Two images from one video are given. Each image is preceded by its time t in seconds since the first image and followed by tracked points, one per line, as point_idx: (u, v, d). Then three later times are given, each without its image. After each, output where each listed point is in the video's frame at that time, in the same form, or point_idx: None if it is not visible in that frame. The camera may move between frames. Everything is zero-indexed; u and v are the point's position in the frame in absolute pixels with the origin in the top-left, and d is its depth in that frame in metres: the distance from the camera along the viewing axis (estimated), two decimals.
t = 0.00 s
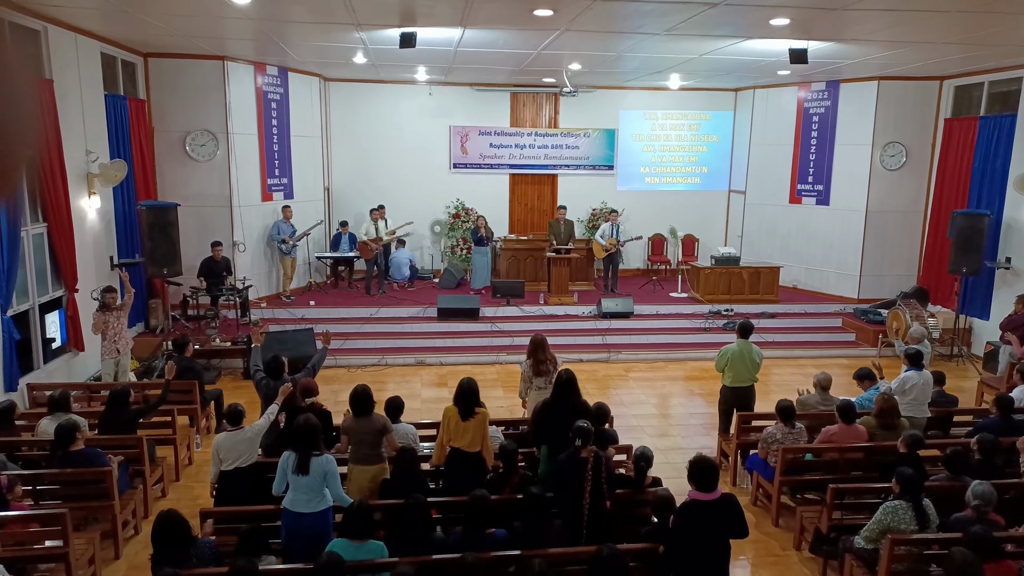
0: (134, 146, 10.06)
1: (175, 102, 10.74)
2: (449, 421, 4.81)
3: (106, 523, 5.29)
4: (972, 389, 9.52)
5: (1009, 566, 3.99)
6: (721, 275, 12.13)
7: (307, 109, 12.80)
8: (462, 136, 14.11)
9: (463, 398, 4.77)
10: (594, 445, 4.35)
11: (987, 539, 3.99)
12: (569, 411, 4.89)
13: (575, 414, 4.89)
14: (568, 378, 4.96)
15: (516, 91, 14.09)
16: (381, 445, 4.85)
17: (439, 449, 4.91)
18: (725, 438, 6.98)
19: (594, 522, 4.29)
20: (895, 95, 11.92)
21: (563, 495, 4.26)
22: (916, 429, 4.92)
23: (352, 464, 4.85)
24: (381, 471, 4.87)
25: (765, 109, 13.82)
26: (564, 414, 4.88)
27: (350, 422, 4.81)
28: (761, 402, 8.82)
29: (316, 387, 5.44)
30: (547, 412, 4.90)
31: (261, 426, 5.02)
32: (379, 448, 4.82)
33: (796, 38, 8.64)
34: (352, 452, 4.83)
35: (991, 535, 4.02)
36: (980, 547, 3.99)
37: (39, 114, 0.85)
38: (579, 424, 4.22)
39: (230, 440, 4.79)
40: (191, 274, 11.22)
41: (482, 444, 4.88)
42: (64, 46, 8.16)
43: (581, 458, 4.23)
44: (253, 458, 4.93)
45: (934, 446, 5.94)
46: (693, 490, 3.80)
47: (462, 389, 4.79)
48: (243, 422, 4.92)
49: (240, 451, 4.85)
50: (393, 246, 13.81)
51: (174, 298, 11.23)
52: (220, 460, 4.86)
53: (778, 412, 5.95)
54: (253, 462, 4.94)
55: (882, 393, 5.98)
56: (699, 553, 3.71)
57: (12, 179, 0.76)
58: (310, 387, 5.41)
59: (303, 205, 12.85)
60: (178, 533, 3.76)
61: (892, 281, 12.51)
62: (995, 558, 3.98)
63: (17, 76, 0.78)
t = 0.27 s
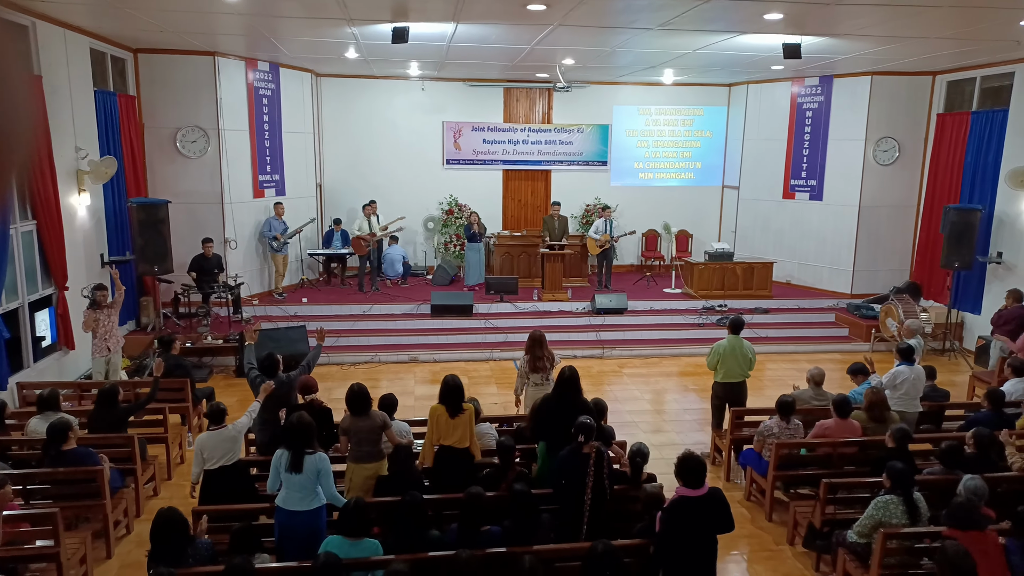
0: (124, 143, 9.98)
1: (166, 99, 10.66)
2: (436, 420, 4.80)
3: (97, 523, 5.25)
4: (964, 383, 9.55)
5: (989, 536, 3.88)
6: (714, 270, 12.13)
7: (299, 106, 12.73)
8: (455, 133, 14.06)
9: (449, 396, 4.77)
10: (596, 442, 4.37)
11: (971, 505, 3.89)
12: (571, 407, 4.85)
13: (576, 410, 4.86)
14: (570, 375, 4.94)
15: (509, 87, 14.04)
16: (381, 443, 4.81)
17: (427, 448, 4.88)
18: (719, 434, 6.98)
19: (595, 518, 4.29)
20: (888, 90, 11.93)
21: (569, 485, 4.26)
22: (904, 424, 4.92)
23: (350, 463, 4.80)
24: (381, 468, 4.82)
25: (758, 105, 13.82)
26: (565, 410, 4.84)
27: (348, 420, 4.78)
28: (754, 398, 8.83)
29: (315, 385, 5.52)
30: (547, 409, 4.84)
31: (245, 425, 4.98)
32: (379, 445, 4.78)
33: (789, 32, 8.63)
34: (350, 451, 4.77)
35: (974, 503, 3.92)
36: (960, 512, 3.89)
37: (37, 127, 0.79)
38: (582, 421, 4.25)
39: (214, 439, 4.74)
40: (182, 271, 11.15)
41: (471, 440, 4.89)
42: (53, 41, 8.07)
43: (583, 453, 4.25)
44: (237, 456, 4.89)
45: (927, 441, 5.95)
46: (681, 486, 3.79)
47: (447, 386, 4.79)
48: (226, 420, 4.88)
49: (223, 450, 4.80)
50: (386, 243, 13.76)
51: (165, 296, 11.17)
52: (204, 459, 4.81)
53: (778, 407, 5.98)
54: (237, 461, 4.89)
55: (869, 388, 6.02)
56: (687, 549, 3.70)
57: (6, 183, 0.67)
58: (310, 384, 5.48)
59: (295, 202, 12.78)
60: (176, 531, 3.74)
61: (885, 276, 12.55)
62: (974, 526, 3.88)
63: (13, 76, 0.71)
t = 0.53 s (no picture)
0: (116, 141, 9.92)
1: (158, 97, 10.60)
2: (427, 420, 4.78)
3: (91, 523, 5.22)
4: (956, 380, 9.61)
5: (988, 515, 3.94)
6: (708, 268, 12.15)
7: (292, 104, 12.68)
8: (449, 131, 14.03)
9: (439, 395, 4.76)
10: (597, 441, 4.38)
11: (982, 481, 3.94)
12: (570, 406, 4.84)
13: (572, 408, 4.84)
14: (568, 373, 4.92)
15: (503, 85, 14.03)
16: (377, 442, 4.83)
17: (419, 448, 4.90)
18: (713, 432, 6.99)
19: (597, 516, 4.29)
20: (881, 88, 11.97)
21: (571, 487, 4.24)
22: (892, 421, 4.93)
23: (346, 462, 4.82)
24: (377, 466, 4.84)
25: (751, 103, 13.84)
26: (563, 407, 4.82)
27: (344, 420, 4.76)
28: (748, 396, 8.85)
29: (313, 384, 5.34)
30: (543, 406, 4.81)
31: (231, 423, 4.95)
32: (375, 443, 4.80)
33: (783, 30, 8.64)
34: (348, 450, 4.79)
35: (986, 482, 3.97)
36: (968, 486, 3.94)
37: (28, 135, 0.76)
38: (584, 419, 4.26)
39: (201, 439, 4.71)
40: (175, 270, 11.10)
41: (462, 438, 4.89)
42: (43, 39, 8.01)
43: (587, 452, 4.25)
44: (225, 454, 4.87)
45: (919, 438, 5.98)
46: (667, 485, 3.79)
47: (434, 385, 4.79)
48: (213, 419, 4.84)
49: (211, 449, 4.78)
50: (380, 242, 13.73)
51: (158, 295, 11.11)
52: (191, 459, 4.78)
53: (776, 404, 5.93)
54: (225, 460, 4.87)
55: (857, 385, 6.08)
56: (677, 548, 3.70)
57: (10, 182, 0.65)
58: (307, 383, 5.31)
59: (289, 200, 12.75)
60: (177, 532, 3.71)
61: (878, 274, 12.59)
62: (975, 504, 3.94)
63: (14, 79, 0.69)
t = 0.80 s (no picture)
0: (117, 143, 9.93)
1: (159, 99, 10.61)
2: (426, 422, 4.78)
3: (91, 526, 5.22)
4: (956, 382, 9.61)
5: (992, 513, 3.93)
6: (708, 271, 12.15)
7: (293, 107, 12.70)
8: (449, 133, 14.05)
9: (438, 397, 4.78)
10: (603, 445, 4.42)
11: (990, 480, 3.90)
12: (564, 409, 4.80)
13: (565, 412, 4.81)
14: (560, 376, 4.85)
15: (504, 87, 14.04)
16: (375, 445, 4.84)
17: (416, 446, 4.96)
18: (713, 434, 6.99)
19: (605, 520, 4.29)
20: (880, 90, 11.98)
21: (577, 491, 4.24)
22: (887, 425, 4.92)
23: (343, 464, 4.82)
24: (375, 470, 4.85)
25: (751, 105, 13.86)
26: (556, 411, 4.79)
27: (344, 422, 4.77)
28: (749, 398, 8.84)
29: (314, 387, 5.39)
30: (537, 410, 4.83)
31: (232, 426, 4.96)
32: (373, 447, 4.81)
33: (782, 33, 8.66)
34: (345, 453, 4.79)
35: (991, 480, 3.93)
36: (974, 485, 3.91)
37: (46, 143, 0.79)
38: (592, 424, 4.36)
39: (200, 441, 4.72)
40: (175, 272, 11.11)
41: (462, 441, 4.87)
42: (44, 42, 8.02)
43: (592, 457, 4.28)
44: (225, 457, 4.87)
45: (919, 441, 5.97)
46: (661, 487, 3.77)
47: (434, 388, 4.81)
48: (213, 422, 4.85)
49: (211, 452, 4.78)
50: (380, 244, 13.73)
51: (159, 298, 11.11)
52: (192, 460, 4.79)
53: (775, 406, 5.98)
54: (225, 462, 4.86)
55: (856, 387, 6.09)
56: (671, 553, 3.65)
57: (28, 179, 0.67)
58: (308, 386, 5.37)
59: (289, 203, 12.75)
60: (184, 535, 3.71)
61: (878, 276, 12.59)
62: (980, 504, 3.91)
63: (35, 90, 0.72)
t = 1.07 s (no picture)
0: (115, 143, 9.92)
1: (157, 99, 10.60)
2: (429, 420, 4.80)
3: (89, 525, 5.21)
4: (954, 381, 9.63)
5: (986, 510, 3.94)
6: (706, 270, 12.16)
7: (291, 106, 12.69)
8: (447, 133, 14.05)
9: (442, 396, 4.76)
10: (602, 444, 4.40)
11: (982, 475, 3.92)
12: (554, 408, 4.82)
13: (557, 411, 4.83)
14: (550, 376, 4.89)
15: (502, 87, 14.05)
16: (366, 444, 4.84)
17: (417, 447, 4.92)
18: (711, 433, 7.00)
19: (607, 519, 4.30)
20: (878, 90, 12.00)
21: (578, 489, 4.26)
22: (882, 421, 4.95)
23: (334, 462, 4.80)
24: (365, 469, 4.83)
25: (749, 105, 13.87)
26: (547, 411, 4.81)
27: (338, 420, 4.77)
28: (747, 397, 8.85)
29: (309, 386, 5.46)
30: (528, 412, 4.82)
31: (236, 427, 5.00)
32: (364, 446, 4.81)
33: (780, 33, 8.67)
34: (336, 450, 4.79)
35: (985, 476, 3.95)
36: (967, 481, 3.92)
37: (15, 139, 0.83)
38: (589, 422, 4.30)
39: (203, 441, 4.77)
40: (174, 272, 11.10)
41: (464, 441, 4.87)
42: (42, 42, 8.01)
43: (592, 455, 4.26)
44: (230, 458, 4.87)
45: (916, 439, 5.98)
46: (657, 485, 3.77)
47: (439, 387, 4.77)
48: (218, 424, 4.90)
49: (214, 452, 4.80)
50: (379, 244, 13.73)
51: (157, 297, 11.10)
52: (196, 461, 4.81)
53: (769, 405, 5.98)
54: (229, 463, 4.87)
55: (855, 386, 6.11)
56: (666, 552, 3.66)
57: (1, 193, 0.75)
58: (303, 384, 5.43)
59: (288, 202, 12.75)
60: (189, 533, 3.72)
61: (876, 275, 12.61)
62: (975, 499, 3.93)
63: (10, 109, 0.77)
